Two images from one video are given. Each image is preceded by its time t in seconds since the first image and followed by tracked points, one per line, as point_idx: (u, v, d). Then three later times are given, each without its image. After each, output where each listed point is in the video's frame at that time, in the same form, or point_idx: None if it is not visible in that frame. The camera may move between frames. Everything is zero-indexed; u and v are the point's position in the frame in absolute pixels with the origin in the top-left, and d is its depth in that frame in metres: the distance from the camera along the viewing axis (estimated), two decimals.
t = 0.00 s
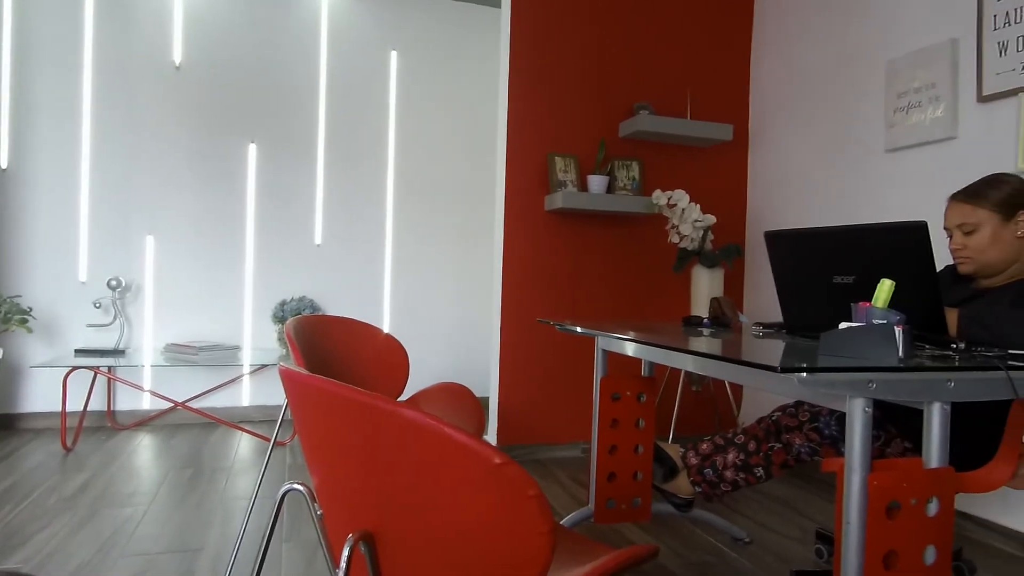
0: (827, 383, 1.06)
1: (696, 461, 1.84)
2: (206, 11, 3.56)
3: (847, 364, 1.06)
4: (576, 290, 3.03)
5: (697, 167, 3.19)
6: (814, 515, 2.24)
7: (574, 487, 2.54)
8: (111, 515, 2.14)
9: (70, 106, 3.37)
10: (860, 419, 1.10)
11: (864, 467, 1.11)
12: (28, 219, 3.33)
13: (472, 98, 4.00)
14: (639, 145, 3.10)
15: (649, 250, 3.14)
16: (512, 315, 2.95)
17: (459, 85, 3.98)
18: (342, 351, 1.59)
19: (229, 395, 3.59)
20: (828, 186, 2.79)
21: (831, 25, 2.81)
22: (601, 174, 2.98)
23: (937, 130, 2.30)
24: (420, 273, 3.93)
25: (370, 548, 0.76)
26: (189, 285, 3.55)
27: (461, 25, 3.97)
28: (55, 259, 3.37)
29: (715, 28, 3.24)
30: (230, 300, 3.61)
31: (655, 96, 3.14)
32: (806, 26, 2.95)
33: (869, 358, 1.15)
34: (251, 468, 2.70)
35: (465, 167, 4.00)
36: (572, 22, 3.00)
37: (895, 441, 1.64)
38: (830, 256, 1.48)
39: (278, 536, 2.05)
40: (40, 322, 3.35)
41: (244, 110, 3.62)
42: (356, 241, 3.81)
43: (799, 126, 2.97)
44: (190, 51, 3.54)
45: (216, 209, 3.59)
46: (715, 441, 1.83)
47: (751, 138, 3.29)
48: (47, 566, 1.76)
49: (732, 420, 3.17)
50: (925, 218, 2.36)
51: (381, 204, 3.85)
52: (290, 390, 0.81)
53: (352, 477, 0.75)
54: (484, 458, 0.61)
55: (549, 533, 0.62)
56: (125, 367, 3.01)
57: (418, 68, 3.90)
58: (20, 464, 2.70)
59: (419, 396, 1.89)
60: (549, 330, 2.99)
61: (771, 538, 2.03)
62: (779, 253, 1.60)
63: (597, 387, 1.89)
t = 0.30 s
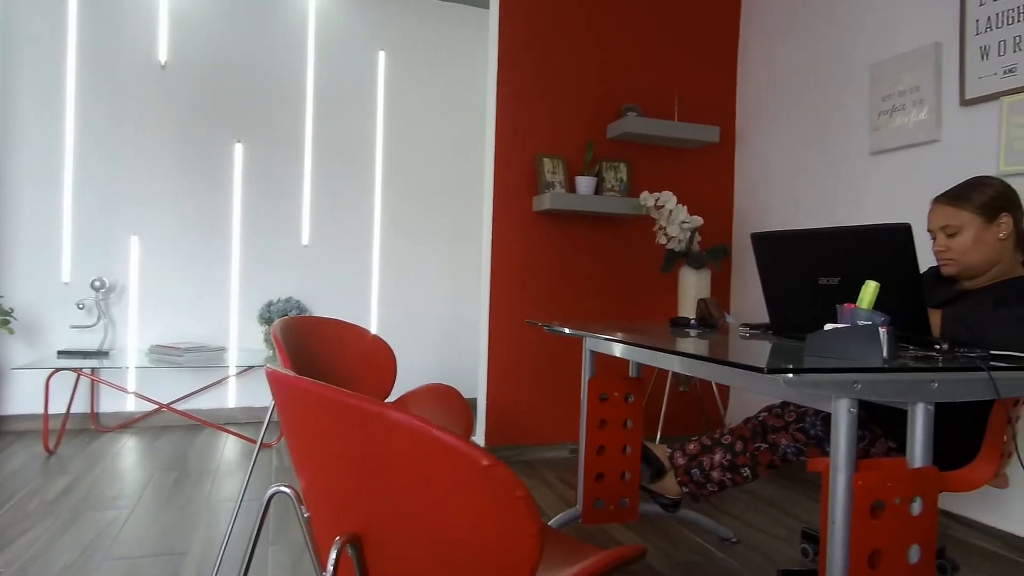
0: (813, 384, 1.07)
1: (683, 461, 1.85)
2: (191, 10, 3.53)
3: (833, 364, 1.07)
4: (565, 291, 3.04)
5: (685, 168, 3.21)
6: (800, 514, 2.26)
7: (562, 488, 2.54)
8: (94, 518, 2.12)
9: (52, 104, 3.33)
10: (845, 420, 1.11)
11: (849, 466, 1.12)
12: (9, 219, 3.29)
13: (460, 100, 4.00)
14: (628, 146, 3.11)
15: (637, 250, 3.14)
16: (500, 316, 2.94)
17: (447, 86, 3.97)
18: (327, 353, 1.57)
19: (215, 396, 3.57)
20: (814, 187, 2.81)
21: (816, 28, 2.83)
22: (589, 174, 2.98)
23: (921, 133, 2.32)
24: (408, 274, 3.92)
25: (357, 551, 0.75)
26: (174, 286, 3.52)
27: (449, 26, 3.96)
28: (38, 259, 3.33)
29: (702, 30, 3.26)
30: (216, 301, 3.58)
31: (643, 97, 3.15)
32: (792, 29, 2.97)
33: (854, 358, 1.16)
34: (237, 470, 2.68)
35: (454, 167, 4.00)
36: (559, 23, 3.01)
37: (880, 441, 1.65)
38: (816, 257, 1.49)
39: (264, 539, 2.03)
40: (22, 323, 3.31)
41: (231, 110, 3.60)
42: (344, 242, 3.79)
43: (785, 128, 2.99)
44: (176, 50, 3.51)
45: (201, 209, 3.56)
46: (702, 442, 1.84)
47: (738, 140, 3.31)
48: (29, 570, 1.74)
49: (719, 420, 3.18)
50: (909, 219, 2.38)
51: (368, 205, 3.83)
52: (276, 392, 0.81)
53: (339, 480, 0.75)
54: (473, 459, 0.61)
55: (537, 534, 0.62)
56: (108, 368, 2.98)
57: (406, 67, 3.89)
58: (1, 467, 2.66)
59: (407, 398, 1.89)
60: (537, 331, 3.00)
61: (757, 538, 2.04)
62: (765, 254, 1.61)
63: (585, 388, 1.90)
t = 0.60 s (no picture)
0: (797, 384, 1.07)
1: (669, 461, 1.86)
2: (174, 7, 3.49)
3: (816, 364, 1.08)
4: (552, 291, 3.04)
5: (671, 169, 3.23)
6: (785, 513, 2.27)
7: (548, 489, 2.54)
8: (74, 521, 2.09)
9: (33, 103, 3.29)
10: (829, 420, 1.12)
11: (833, 466, 1.13)
12: None
13: (446, 100, 3.99)
14: (614, 147, 3.12)
15: (624, 251, 3.15)
16: (486, 316, 2.94)
17: (434, 86, 3.97)
18: (313, 353, 1.56)
19: (199, 397, 3.54)
20: (798, 189, 2.84)
21: (800, 31, 2.86)
22: (576, 175, 2.99)
23: (903, 135, 2.35)
24: (394, 274, 3.90)
25: (342, 553, 0.74)
26: (157, 287, 3.48)
27: (435, 26, 3.95)
28: (17, 259, 3.29)
29: (688, 32, 3.28)
30: (200, 302, 3.55)
31: (630, 98, 3.16)
32: (777, 31, 2.99)
33: (837, 358, 1.17)
34: (221, 472, 2.66)
35: (441, 168, 3.99)
36: (546, 23, 3.01)
37: (863, 441, 1.66)
38: (800, 258, 1.50)
39: (248, 542, 2.01)
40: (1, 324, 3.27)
41: (214, 109, 3.57)
42: (329, 242, 3.77)
43: (770, 129, 3.01)
44: (158, 48, 3.48)
45: (184, 209, 3.53)
46: (687, 442, 1.85)
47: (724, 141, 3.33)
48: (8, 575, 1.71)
49: (704, 420, 3.20)
50: (891, 221, 2.41)
51: (354, 205, 3.82)
52: (260, 393, 0.80)
53: (324, 482, 0.74)
54: (458, 461, 0.61)
55: (522, 534, 0.63)
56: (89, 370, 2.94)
57: (393, 67, 3.88)
58: None
59: (391, 398, 1.87)
60: (524, 331, 3.00)
61: (742, 537, 2.05)
62: (750, 255, 1.62)
63: (572, 389, 1.91)
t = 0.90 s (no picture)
0: (781, 384, 1.08)
1: (655, 461, 1.86)
2: (157, 5, 3.46)
3: (799, 364, 1.09)
4: (539, 291, 3.05)
5: (658, 170, 3.24)
6: (769, 512, 2.29)
7: (535, 488, 2.55)
8: (55, 525, 2.06)
9: (13, 101, 3.25)
10: (813, 419, 1.13)
11: (816, 465, 1.14)
12: None
13: (433, 100, 3.99)
14: (601, 148, 3.13)
15: (610, 251, 3.17)
16: (473, 317, 2.94)
17: (420, 86, 3.96)
18: (298, 355, 1.55)
19: (183, 399, 3.51)
20: (783, 189, 2.86)
21: (785, 33, 2.88)
22: (563, 175, 3.00)
23: (886, 137, 2.38)
24: (381, 275, 3.89)
25: (327, 555, 0.73)
26: (141, 287, 3.45)
27: (422, 27, 3.95)
28: None
29: (675, 34, 3.29)
30: (184, 303, 3.52)
31: (617, 99, 3.17)
32: (762, 33, 3.01)
33: (820, 358, 1.18)
34: (205, 474, 2.64)
35: (428, 169, 3.99)
36: (533, 24, 3.01)
37: (847, 439, 1.68)
38: (784, 260, 1.51)
39: (233, 544, 2.00)
40: None
41: (199, 108, 3.54)
42: (315, 243, 3.75)
43: (755, 131, 3.03)
44: (142, 47, 3.44)
45: (168, 209, 3.49)
46: (673, 441, 1.86)
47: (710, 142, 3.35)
48: None
49: (690, 419, 3.22)
50: (874, 222, 2.44)
51: (340, 205, 3.80)
52: (245, 395, 0.79)
53: (309, 484, 0.74)
54: (445, 461, 0.62)
55: (509, 535, 0.63)
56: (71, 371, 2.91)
57: (380, 67, 3.87)
58: None
59: (378, 400, 1.87)
60: (511, 331, 3.00)
61: (727, 536, 2.07)
62: (735, 257, 1.64)
63: (559, 389, 1.93)
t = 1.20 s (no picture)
0: (767, 381, 1.09)
1: (642, 459, 1.87)
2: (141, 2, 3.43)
3: (785, 362, 1.10)
4: (527, 291, 3.05)
5: (645, 169, 3.25)
6: (755, 509, 2.31)
7: (523, 487, 2.55)
8: (37, 527, 2.04)
9: None
10: (798, 416, 1.14)
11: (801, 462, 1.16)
12: None
13: (420, 99, 3.98)
14: (589, 147, 3.14)
15: (598, 251, 3.18)
16: (461, 316, 2.94)
17: (407, 86, 3.95)
18: (286, 355, 1.54)
19: (167, 399, 3.48)
20: (768, 189, 2.88)
21: (770, 35, 2.91)
22: (550, 175, 3.00)
23: (869, 137, 2.40)
24: (367, 275, 3.88)
25: (313, 555, 0.73)
26: (124, 287, 3.42)
27: (410, 27, 3.94)
28: None
29: (661, 34, 3.31)
30: (168, 303, 3.49)
31: (604, 99, 3.18)
32: (748, 34, 3.03)
33: (805, 356, 1.19)
34: (190, 475, 2.61)
35: (414, 168, 3.97)
36: (520, 23, 3.02)
37: (831, 436, 1.69)
38: (769, 258, 1.52)
39: (218, 545, 1.98)
40: None
41: (183, 106, 3.51)
42: (301, 242, 3.73)
43: (741, 131, 3.05)
44: (125, 45, 3.41)
45: (152, 208, 3.46)
46: (660, 439, 1.86)
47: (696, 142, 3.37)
48: None
49: (677, 418, 3.23)
50: (858, 222, 2.46)
51: (327, 205, 3.78)
52: (230, 395, 0.78)
53: (295, 484, 0.73)
54: (432, 460, 0.61)
55: (496, 533, 0.63)
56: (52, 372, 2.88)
57: (366, 66, 3.86)
58: None
59: (365, 399, 1.86)
60: (498, 331, 3.00)
61: (713, 533, 2.08)
62: (721, 257, 1.65)
63: (547, 388, 1.93)
